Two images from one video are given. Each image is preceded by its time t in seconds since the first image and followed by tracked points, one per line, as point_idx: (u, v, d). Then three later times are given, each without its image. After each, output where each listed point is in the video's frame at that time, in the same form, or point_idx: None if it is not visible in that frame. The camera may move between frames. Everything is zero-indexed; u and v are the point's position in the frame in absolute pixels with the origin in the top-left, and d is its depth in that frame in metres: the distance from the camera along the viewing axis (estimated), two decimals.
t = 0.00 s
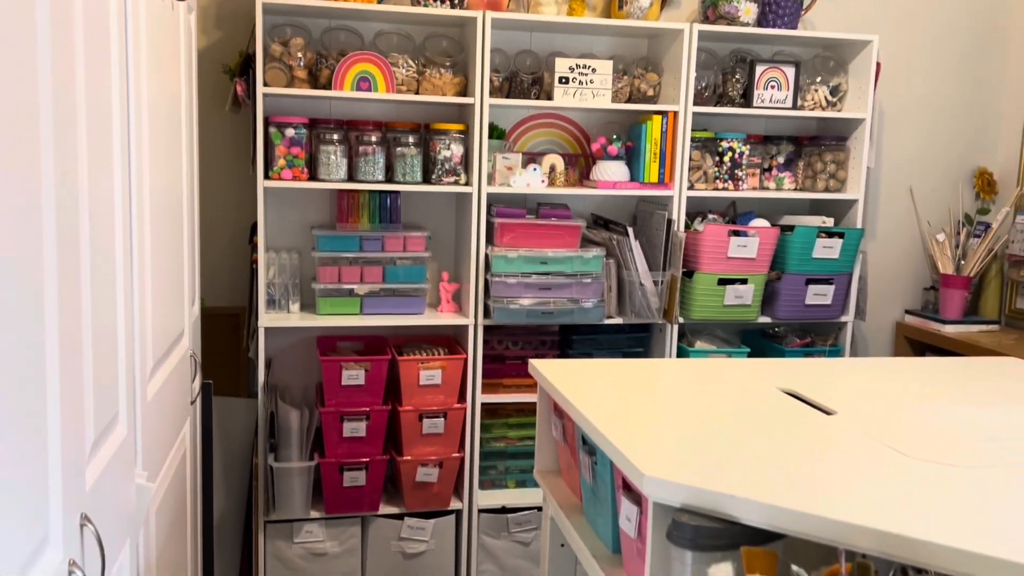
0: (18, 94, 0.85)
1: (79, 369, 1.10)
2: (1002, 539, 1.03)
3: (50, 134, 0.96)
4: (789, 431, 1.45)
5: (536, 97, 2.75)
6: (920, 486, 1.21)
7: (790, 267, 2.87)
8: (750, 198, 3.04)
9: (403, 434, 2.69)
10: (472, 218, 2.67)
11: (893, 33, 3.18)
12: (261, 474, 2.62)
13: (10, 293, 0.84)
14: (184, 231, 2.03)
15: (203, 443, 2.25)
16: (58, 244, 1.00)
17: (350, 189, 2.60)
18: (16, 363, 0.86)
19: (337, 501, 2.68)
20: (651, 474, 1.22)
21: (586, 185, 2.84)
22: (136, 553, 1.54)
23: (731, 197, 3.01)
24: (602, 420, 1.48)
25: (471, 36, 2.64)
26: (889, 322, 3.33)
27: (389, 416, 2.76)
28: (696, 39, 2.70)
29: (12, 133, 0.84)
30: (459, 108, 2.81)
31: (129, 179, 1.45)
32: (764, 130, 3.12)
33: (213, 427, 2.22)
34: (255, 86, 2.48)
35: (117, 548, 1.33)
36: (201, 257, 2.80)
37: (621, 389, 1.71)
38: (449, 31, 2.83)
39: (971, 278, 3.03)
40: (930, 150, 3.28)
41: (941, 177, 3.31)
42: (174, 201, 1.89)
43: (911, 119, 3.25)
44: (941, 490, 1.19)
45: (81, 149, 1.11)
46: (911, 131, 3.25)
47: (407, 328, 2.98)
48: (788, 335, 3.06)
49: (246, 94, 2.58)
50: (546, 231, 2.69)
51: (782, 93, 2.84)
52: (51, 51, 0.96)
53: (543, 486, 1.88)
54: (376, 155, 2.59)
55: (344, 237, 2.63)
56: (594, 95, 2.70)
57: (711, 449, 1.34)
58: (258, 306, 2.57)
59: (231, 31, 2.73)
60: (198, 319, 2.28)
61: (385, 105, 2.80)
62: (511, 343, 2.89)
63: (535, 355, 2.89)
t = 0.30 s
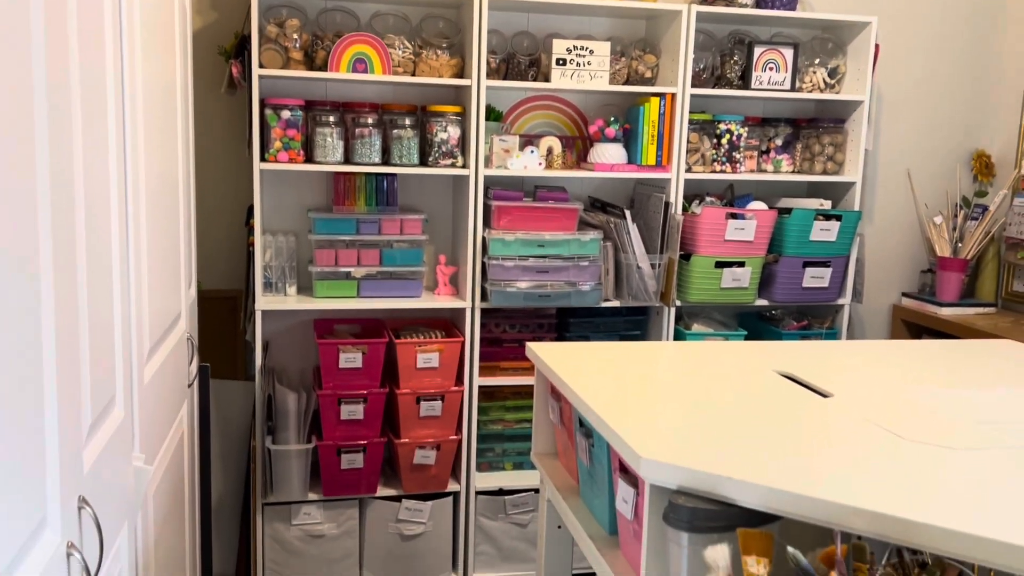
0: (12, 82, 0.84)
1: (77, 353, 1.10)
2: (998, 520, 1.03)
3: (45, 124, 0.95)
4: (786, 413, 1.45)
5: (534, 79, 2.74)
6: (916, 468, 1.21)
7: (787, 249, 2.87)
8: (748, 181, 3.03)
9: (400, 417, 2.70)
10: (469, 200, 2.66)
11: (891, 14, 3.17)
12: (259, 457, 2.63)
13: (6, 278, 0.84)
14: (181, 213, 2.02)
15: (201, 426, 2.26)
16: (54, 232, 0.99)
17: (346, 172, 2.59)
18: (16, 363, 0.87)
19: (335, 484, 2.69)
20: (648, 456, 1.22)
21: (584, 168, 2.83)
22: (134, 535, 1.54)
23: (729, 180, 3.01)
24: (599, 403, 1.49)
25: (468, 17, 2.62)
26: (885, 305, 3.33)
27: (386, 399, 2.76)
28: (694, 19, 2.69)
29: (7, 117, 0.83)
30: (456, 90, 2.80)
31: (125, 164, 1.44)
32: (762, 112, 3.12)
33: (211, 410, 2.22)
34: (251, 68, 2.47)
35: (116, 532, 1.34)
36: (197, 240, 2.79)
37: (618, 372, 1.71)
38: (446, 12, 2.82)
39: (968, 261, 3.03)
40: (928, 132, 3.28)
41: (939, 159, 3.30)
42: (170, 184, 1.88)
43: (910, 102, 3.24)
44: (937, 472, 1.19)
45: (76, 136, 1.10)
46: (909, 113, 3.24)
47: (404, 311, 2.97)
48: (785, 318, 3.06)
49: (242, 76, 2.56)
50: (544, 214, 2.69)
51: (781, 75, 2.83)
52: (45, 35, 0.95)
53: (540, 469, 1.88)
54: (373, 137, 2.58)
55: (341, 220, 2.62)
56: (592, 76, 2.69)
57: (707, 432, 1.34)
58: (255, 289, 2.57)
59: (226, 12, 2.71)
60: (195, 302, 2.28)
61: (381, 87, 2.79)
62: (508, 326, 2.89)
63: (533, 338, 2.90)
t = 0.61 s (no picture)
0: (6, 68, 0.84)
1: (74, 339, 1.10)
2: (996, 503, 1.04)
3: (40, 114, 0.95)
4: (784, 396, 1.46)
5: (531, 62, 2.71)
6: (913, 450, 1.22)
7: (785, 233, 2.87)
8: (746, 164, 3.02)
9: (399, 401, 2.70)
10: (467, 184, 2.66)
11: None
12: (258, 440, 2.62)
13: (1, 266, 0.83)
14: (177, 198, 2.01)
15: (200, 410, 2.26)
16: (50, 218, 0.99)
17: (343, 156, 2.59)
18: (15, 355, 0.87)
19: (334, 468, 2.70)
20: (645, 440, 1.23)
21: (581, 151, 2.82)
22: (134, 518, 1.55)
23: (727, 163, 3.00)
24: (597, 386, 1.49)
25: None
26: (883, 288, 3.34)
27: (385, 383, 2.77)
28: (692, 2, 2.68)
29: None
30: (453, 73, 2.78)
31: (121, 149, 1.44)
32: (761, 95, 3.11)
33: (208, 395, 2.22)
34: (247, 51, 2.45)
35: (115, 516, 1.34)
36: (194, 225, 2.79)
37: (616, 355, 1.71)
38: None
39: (966, 244, 3.03)
40: (926, 115, 3.27)
41: (938, 142, 3.30)
42: (166, 168, 1.87)
43: (908, 84, 3.23)
44: (933, 454, 1.20)
45: (71, 122, 1.10)
46: (908, 96, 3.23)
47: (403, 296, 2.97)
48: (783, 301, 3.06)
49: (238, 59, 2.55)
50: (542, 198, 2.68)
51: (779, 57, 2.82)
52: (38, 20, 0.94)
53: (538, 452, 1.89)
54: (370, 121, 2.57)
55: (338, 204, 2.61)
56: (590, 59, 2.68)
57: (704, 415, 1.35)
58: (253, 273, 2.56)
59: None
60: (192, 287, 2.28)
61: (378, 70, 2.77)
62: (506, 311, 2.89)
63: (531, 322, 2.90)
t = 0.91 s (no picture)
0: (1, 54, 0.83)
1: (71, 329, 1.10)
2: (992, 489, 1.04)
3: (34, 107, 0.94)
4: (781, 384, 1.46)
5: (529, 48, 2.72)
6: (910, 437, 1.22)
7: (783, 220, 2.86)
8: (744, 151, 3.02)
9: (397, 389, 2.71)
10: (464, 172, 2.65)
11: None
12: (257, 428, 2.63)
13: None
14: (174, 187, 2.01)
15: (198, 399, 2.26)
16: (46, 209, 0.99)
17: (340, 143, 2.58)
18: (13, 344, 0.87)
19: (333, 455, 2.70)
20: (643, 428, 1.23)
21: (579, 139, 2.82)
22: (133, 507, 1.56)
23: (725, 150, 3.00)
24: (595, 374, 1.49)
25: None
26: (881, 275, 3.34)
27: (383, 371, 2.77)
28: None
29: None
30: (450, 60, 2.77)
31: (117, 138, 1.43)
32: (759, 81, 3.10)
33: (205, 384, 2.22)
34: (243, 39, 2.44)
35: (115, 504, 1.35)
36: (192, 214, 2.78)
37: (613, 343, 1.72)
38: None
39: (963, 231, 3.03)
40: (925, 102, 3.26)
41: (936, 128, 3.29)
42: (163, 156, 1.87)
43: (906, 71, 3.22)
44: (931, 441, 1.20)
45: (67, 113, 1.10)
46: (906, 82, 3.23)
47: (401, 284, 2.97)
48: (780, 289, 3.07)
49: (235, 46, 2.54)
50: (540, 186, 2.67)
51: (777, 44, 2.81)
52: (33, 6, 0.93)
53: (536, 439, 1.89)
54: (367, 108, 2.57)
55: (335, 192, 2.61)
56: (587, 46, 2.67)
57: (701, 402, 1.35)
58: (250, 262, 2.56)
59: None
60: (190, 275, 2.27)
61: (374, 57, 2.76)
62: (505, 299, 2.89)
63: (529, 310, 2.90)
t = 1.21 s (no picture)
0: None
1: (69, 322, 1.10)
2: (989, 478, 1.05)
3: (29, 100, 0.94)
4: (778, 373, 1.46)
5: (526, 38, 2.72)
6: (907, 425, 1.22)
7: (780, 210, 2.86)
8: (741, 140, 3.02)
9: (395, 380, 2.71)
10: (461, 162, 2.65)
11: None
12: (254, 419, 2.64)
13: None
14: (170, 178, 2.00)
15: (195, 390, 2.26)
16: (42, 203, 0.98)
17: (336, 134, 2.57)
18: (11, 337, 0.87)
19: (330, 446, 2.71)
20: (641, 417, 1.23)
21: (576, 129, 2.82)
22: (132, 498, 1.56)
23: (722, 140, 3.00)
24: (593, 364, 1.49)
25: None
26: (878, 264, 3.34)
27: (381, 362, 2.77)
28: None
29: None
30: (447, 50, 2.76)
31: (113, 129, 1.43)
32: (756, 70, 3.09)
33: (203, 375, 2.22)
34: (238, 29, 2.43)
35: (112, 495, 1.35)
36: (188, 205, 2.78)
37: (610, 333, 1.72)
38: None
39: (961, 220, 3.03)
40: (922, 90, 3.26)
41: (933, 117, 3.29)
42: (159, 147, 1.86)
43: (903, 60, 3.22)
44: (928, 430, 1.21)
45: (62, 107, 1.09)
46: (903, 71, 3.22)
47: (398, 275, 2.97)
48: (778, 279, 3.07)
49: (230, 36, 2.53)
50: (537, 176, 2.67)
51: (775, 33, 2.81)
52: None
53: (534, 429, 1.90)
54: (363, 98, 2.55)
55: (332, 182, 2.60)
56: (584, 35, 2.66)
57: (698, 391, 1.35)
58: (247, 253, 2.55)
59: None
60: (186, 267, 2.27)
61: (370, 47, 2.75)
62: (502, 289, 2.89)
63: (526, 301, 2.90)
